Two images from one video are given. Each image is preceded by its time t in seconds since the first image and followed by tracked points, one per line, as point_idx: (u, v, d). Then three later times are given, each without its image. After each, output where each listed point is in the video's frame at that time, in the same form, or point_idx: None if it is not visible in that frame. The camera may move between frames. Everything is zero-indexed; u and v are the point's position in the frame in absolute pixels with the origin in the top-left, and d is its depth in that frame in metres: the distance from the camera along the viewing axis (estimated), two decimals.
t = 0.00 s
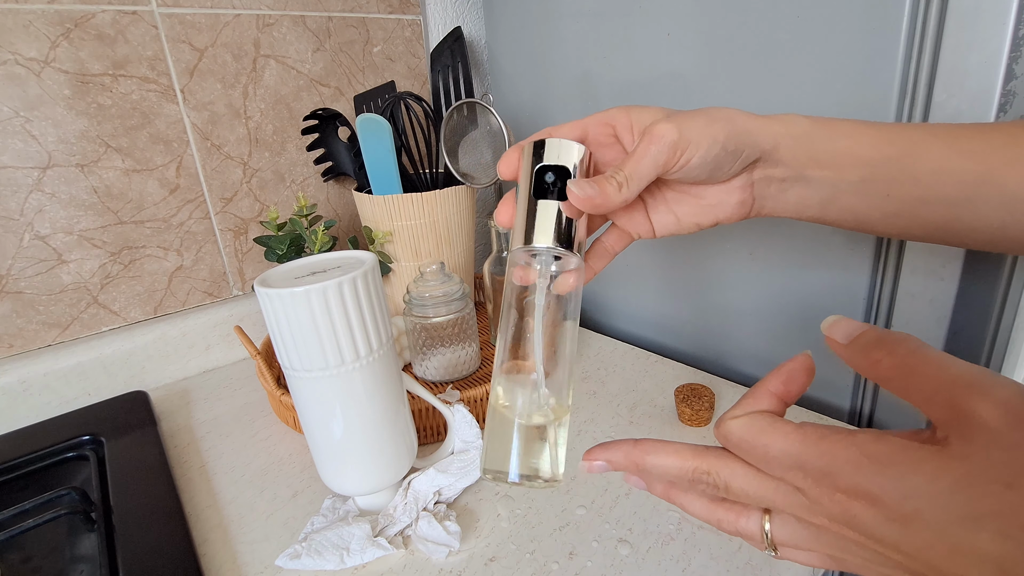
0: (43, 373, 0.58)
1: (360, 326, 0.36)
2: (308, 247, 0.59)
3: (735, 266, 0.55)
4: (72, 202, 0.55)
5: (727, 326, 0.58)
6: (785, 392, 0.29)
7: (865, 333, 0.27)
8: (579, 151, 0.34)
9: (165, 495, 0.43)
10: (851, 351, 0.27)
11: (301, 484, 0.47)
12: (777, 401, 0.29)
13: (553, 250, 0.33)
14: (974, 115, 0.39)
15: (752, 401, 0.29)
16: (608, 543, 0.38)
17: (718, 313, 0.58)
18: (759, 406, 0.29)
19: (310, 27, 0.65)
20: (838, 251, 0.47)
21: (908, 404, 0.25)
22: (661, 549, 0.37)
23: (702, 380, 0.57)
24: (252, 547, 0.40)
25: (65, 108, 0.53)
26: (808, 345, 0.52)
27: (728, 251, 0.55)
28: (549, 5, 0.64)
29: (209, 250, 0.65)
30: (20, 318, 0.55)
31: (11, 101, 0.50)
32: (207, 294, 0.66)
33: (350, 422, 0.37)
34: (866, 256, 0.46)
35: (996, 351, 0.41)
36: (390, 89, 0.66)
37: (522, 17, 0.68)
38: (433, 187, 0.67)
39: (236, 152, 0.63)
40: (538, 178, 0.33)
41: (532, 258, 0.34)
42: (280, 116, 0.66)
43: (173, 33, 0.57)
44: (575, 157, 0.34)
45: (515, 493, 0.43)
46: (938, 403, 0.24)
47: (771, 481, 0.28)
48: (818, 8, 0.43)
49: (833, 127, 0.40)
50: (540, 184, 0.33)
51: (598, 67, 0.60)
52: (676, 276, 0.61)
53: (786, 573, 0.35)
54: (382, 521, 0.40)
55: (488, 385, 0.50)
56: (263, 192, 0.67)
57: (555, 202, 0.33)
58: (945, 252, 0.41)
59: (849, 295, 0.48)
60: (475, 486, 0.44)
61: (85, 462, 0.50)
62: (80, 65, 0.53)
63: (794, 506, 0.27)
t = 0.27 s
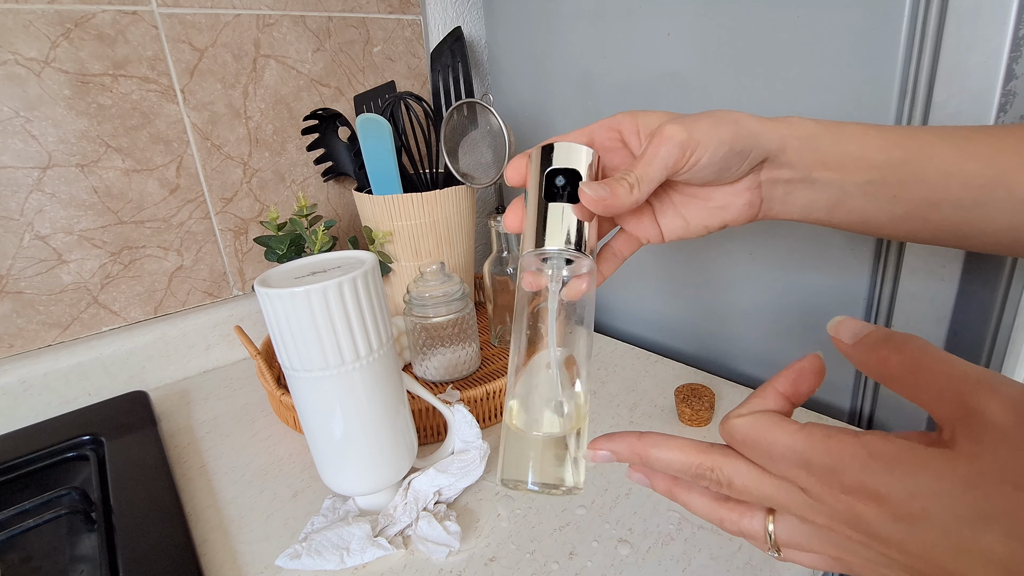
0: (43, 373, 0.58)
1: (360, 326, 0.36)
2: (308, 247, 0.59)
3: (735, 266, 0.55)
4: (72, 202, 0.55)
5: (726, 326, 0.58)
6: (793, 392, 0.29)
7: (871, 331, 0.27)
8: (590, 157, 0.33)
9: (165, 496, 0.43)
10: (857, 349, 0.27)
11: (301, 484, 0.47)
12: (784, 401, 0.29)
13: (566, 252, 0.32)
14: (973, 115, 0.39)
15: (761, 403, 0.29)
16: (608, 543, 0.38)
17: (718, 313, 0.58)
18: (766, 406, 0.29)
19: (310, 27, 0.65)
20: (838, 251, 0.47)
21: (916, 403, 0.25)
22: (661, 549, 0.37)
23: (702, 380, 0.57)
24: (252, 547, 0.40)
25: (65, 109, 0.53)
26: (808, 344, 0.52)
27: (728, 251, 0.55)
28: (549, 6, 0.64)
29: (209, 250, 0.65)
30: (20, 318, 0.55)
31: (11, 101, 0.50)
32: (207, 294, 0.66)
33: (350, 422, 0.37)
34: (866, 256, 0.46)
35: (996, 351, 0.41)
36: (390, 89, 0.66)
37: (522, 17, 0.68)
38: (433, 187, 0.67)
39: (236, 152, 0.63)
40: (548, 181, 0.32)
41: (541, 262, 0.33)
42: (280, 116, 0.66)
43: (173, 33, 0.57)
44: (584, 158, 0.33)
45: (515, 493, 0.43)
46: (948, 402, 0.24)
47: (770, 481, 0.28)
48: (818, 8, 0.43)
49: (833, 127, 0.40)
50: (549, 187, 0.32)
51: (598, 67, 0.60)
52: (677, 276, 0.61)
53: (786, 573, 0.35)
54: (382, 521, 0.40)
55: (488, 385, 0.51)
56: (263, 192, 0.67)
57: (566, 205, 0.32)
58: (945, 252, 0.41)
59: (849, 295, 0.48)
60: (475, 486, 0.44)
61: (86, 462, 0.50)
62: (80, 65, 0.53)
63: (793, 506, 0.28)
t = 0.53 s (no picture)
0: (43, 373, 0.58)
1: (360, 326, 0.36)
2: (308, 247, 0.59)
3: (735, 266, 0.55)
4: (72, 202, 0.55)
5: (726, 326, 0.58)
6: (809, 438, 0.27)
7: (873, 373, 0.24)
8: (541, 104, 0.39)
9: (165, 496, 0.43)
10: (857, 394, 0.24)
11: (301, 484, 0.47)
12: (800, 446, 0.27)
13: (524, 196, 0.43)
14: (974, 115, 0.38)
15: (773, 445, 0.27)
16: (608, 543, 0.38)
17: (718, 313, 0.58)
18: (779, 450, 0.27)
19: (310, 27, 0.65)
20: (836, 250, 0.47)
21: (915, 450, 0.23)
22: (661, 549, 0.37)
23: (702, 380, 0.57)
24: (252, 547, 0.40)
25: (65, 109, 0.53)
26: (808, 344, 0.52)
27: (728, 250, 0.55)
28: (549, 5, 0.64)
29: (209, 250, 0.65)
30: (20, 318, 0.55)
31: (11, 101, 0.50)
32: (207, 294, 0.66)
33: (350, 422, 0.37)
34: (866, 256, 0.46)
35: (997, 350, 0.42)
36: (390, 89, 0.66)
37: (522, 17, 0.68)
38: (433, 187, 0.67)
39: (236, 152, 0.63)
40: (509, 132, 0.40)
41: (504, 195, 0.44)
42: (280, 116, 0.66)
43: (173, 33, 0.57)
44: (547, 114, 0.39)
45: (515, 493, 0.43)
46: (947, 448, 0.22)
47: (785, 519, 0.26)
48: (818, 8, 0.43)
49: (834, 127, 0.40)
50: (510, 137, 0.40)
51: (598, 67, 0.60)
52: (677, 275, 0.60)
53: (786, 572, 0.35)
54: (382, 521, 0.40)
55: (488, 385, 0.51)
56: (263, 192, 0.67)
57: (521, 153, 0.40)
58: (946, 252, 0.41)
59: (850, 295, 0.47)
60: (475, 486, 0.44)
61: (85, 462, 0.50)
62: (80, 65, 0.53)
63: (809, 548, 0.25)
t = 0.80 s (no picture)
0: (43, 373, 0.58)
1: (360, 326, 0.36)
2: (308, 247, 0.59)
3: (734, 265, 0.55)
4: (73, 202, 0.55)
5: (726, 325, 0.58)
6: (876, 523, 0.25)
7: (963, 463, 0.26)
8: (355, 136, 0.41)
9: (165, 496, 0.43)
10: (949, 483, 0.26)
11: (301, 484, 0.47)
12: (870, 533, 0.25)
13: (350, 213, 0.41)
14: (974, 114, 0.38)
15: (848, 540, 0.25)
16: (608, 543, 0.38)
17: (718, 312, 0.58)
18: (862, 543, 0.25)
19: (310, 27, 0.65)
20: (836, 251, 0.47)
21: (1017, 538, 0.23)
22: (661, 549, 0.37)
23: (702, 380, 0.57)
24: (252, 547, 0.40)
25: (65, 109, 0.53)
26: (808, 343, 0.52)
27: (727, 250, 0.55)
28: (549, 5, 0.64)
29: (209, 251, 0.65)
30: (20, 318, 0.55)
31: (11, 101, 0.51)
32: (207, 294, 0.66)
33: (350, 422, 0.37)
34: (866, 256, 0.46)
35: (997, 350, 0.42)
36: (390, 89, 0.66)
37: (522, 17, 0.68)
38: (433, 187, 0.66)
39: (236, 152, 0.63)
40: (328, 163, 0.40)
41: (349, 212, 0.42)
42: (280, 116, 0.66)
43: (173, 33, 0.57)
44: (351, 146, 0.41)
45: (515, 493, 0.43)
46: None
47: None
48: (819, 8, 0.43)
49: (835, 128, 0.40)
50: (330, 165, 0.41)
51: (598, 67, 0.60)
52: (676, 275, 0.61)
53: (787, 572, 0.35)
54: (382, 521, 0.40)
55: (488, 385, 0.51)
56: (263, 192, 0.67)
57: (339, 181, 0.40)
58: (946, 252, 0.41)
59: (849, 295, 0.48)
60: (475, 486, 0.44)
61: (85, 462, 0.50)
62: (80, 65, 0.53)
63: None
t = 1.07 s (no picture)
0: (43, 373, 0.58)
1: (360, 326, 0.36)
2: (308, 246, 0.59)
3: (734, 265, 0.55)
4: (73, 202, 0.55)
5: (726, 325, 0.58)
6: None
7: None
8: (297, 242, 0.41)
9: (165, 496, 0.43)
10: None
11: (301, 484, 0.47)
12: None
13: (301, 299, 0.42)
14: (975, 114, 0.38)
15: None
16: (608, 543, 0.38)
17: (718, 312, 0.58)
18: None
19: (310, 27, 0.65)
20: (836, 251, 0.47)
21: None
22: (661, 549, 0.37)
23: (702, 380, 0.57)
24: (253, 547, 0.40)
25: (65, 108, 0.53)
26: (808, 343, 0.52)
27: (728, 250, 0.55)
28: (550, 6, 0.64)
29: (209, 250, 0.65)
30: (20, 318, 0.55)
31: (12, 101, 0.51)
32: (207, 294, 0.66)
33: (350, 421, 0.37)
34: (866, 256, 0.46)
35: (997, 349, 0.42)
36: (389, 89, 0.66)
37: (522, 17, 0.68)
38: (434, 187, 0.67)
39: (236, 152, 0.63)
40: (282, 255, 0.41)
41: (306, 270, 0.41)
42: (280, 116, 0.66)
43: (173, 33, 0.57)
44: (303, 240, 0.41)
45: (515, 493, 0.43)
46: None
47: None
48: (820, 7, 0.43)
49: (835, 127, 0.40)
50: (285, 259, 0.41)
51: (598, 67, 0.60)
52: (676, 275, 0.61)
53: (786, 572, 0.35)
54: (383, 521, 0.40)
55: (488, 385, 0.51)
56: (263, 192, 0.67)
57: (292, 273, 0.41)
58: (946, 251, 0.41)
59: (850, 295, 0.47)
60: (475, 486, 0.44)
61: (85, 462, 0.50)
62: (80, 65, 0.53)
63: None
